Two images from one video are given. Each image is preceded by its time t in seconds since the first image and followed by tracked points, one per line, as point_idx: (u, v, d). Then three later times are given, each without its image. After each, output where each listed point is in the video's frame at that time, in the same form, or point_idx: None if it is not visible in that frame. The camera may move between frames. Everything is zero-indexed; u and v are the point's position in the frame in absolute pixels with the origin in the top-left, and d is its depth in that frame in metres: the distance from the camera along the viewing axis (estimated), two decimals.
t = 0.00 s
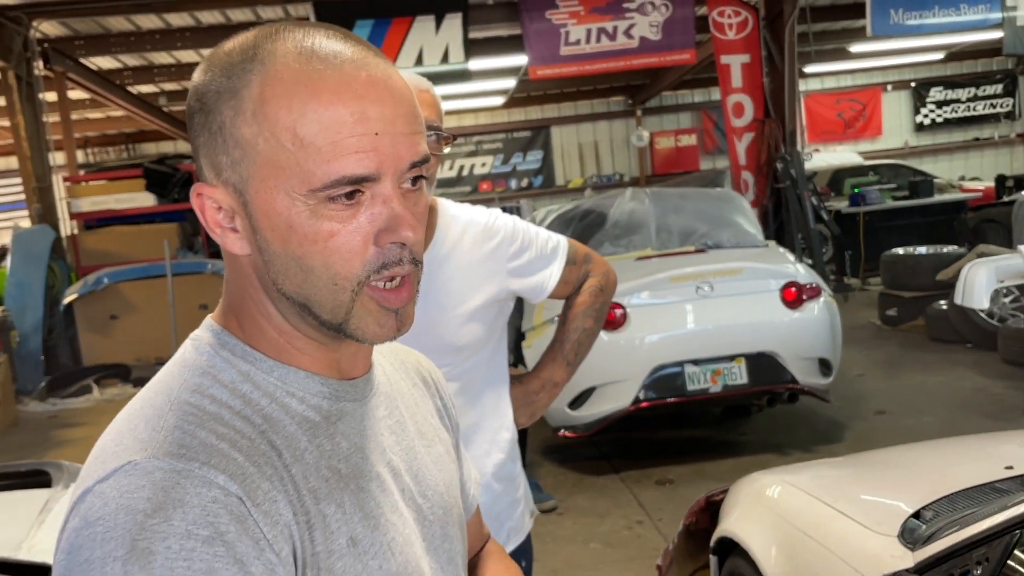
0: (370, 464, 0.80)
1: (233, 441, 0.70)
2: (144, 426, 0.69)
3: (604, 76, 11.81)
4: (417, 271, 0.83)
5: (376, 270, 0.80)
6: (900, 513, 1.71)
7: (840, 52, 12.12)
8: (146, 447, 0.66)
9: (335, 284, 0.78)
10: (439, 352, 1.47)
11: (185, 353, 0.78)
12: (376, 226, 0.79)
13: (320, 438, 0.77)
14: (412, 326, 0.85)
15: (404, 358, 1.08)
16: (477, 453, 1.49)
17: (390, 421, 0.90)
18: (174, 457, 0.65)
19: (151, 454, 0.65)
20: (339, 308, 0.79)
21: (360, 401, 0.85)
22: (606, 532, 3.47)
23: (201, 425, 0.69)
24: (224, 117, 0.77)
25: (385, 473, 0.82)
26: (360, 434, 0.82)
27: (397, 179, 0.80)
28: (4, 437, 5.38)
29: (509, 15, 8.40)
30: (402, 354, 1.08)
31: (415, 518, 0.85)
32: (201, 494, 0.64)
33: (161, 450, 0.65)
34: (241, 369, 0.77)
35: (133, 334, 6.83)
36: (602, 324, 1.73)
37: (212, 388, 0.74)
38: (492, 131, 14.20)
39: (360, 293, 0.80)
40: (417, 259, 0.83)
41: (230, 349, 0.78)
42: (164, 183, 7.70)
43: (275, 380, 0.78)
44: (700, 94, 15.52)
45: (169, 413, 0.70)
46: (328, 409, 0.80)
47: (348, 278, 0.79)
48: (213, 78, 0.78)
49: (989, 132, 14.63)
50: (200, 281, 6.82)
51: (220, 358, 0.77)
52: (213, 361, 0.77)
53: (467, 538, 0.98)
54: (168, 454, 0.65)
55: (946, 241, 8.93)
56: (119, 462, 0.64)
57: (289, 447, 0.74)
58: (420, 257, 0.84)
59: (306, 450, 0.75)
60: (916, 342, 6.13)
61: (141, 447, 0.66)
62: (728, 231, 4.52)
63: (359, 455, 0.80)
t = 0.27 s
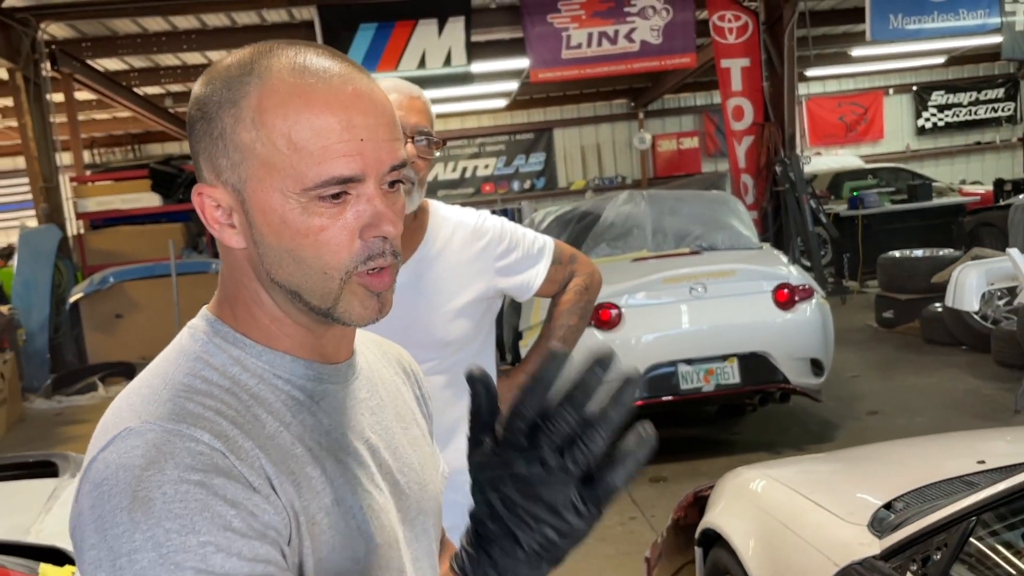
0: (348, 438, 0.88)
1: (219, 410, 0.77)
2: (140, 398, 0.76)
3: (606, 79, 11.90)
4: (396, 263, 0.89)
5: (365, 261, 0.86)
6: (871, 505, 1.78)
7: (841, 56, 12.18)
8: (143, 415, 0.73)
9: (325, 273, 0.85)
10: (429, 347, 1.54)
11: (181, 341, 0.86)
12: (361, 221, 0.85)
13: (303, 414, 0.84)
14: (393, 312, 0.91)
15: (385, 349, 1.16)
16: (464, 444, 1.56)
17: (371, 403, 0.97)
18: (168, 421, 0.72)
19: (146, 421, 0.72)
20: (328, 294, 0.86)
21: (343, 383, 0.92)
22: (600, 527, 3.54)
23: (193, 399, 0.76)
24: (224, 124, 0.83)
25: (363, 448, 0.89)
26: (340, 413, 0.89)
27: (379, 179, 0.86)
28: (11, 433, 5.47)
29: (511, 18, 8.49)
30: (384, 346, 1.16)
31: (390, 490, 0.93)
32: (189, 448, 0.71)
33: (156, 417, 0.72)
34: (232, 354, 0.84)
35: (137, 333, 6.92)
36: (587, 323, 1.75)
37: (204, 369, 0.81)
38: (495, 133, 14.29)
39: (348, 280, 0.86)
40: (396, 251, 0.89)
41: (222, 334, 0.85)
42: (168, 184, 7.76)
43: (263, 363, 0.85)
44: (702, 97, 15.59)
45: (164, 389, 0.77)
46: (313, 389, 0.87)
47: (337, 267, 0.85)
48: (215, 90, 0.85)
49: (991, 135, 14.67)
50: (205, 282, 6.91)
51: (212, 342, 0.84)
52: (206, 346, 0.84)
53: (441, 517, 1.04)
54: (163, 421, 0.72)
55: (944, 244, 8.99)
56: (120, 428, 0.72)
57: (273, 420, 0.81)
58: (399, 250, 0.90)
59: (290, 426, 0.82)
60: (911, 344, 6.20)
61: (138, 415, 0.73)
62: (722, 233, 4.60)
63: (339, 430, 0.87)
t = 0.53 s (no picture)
0: (352, 443, 0.91)
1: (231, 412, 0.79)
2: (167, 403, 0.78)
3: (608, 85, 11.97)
4: (382, 271, 0.92)
5: (347, 266, 0.89)
6: (862, 511, 1.82)
7: (843, 62, 12.22)
8: (159, 419, 0.75)
9: (311, 279, 0.87)
10: (429, 354, 1.58)
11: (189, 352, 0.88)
12: (345, 230, 0.88)
13: (311, 420, 0.88)
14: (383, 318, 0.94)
15: (381, 362, 1.20)
16: (463, 450, 1.60)
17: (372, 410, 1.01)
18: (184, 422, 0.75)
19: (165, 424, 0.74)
20: (317, 299, 0.88)
21: (347, 391, 0.96)
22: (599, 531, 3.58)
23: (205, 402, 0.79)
24: (217, 143, 0.87)
25: (365, 452, 0.92)
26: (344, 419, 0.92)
27: (361, 189, 0.89)
28: (17, 434, 5.52)
29: (514, 24, 8.55)
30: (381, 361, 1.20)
31: (393, 494, 0.96)
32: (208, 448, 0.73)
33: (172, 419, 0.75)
34: (242, 361, 0.86)
35: (141, 336, 7.00)
36: (583, 330, 1.85)
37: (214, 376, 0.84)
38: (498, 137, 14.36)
39: (333, 287, 0.88)
40: (382, 258, 0.92)
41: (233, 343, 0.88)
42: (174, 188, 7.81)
43: (272, 370, 0.88)
44: (705, 102, 15.64)
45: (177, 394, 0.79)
46: (318, 397, 0.91)
47: (321, 274, 0.88)
48: (210, 114, 0.88)
49: (992, 141, 14.69)
50: (208, 284, 7.05)
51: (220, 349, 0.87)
52: (213, 351, 0.86)
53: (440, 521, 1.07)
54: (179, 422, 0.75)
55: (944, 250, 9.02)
56: (137, 433, 0.74)
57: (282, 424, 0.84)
58: (384, 257, 0.93)
59: (298, 429, 0.85)
60: (910, 350, 6.22)
61: (158, 419, 0.75)
62: (722, 240, 4.65)
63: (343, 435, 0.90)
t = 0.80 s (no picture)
0: (378, 462, 0.91)
1: (265, 436, 0.80)
2: (192, 420, 0.79)
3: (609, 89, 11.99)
4: (418, 289, 0.94)
5: (384, 287, 0.90)
6: (871, 519, 1.82)
7: (844, 67, 12.23)
8: (193, 441, 0.76)
9: (348, 298, 0.89)
10: (439, 361, 1.59)
11: (221, 361, 0.89)
12: (383, 250, 0.90)
13: (339, 438, 0.88)
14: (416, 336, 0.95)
15: (404, 368, 1.20)
16: (471, 457, 1.60)
17: (396, 424, 1.01)
18: (219, 450, 0.75)
19: (198, 448, 0.75)
20: (351, 317, 0.89)
21: (371, 405, 0.96)
22: (602, 536, 3.58)
23: (240, 424, 0.79)
24: (259, 155, 0.88)
25: (391, 472, 0.93)
26: (370, 435, 0.93)
27: (404, 211, 0.91)
28: (19, 437, 5.51)
29: (517, 28, 8.56)
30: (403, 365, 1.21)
31: (419, 510, 0.97)
32: (243, 480, 0.74)
33: (206, 445, 0.75)
34: (271, 378, 0.87)
35: (143, 338, 7.03)
36: (592, 337, 1.85)
37: (246, 392, 0.84)
38: (500, 141, 14.37)
39: (368, 306, 0.90)
40: (418, 278, 0.94)
41: (262, 357, 0.88)
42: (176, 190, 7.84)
43: (301, 386, 0.88)
44: (706, 106, 15.65)
45: (211, 413, 0.80)
46: (345, 411, 0.91)
47: (357, 293, 0.89)
48: (253, 125, 0.90)
49: (993, 147, 14.69)
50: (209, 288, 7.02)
51: (253, 362, 0.87)
52: (246, 365, 0.87)
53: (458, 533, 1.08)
54: (212, 449, 0.75)
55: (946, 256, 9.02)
56: (169, 454, 0.74)
57: (312, 446, 0.84)
58: (421, 276, 0.94)
59: (327, 450, 0.85)
60: (912, 355, 6.22)
61: (188, 442, 0.76)
62: (725, 245, 4.66)
63: (370, 455, 0.91)
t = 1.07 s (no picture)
0: (401, 480, 0.88)
1: (284, 453, 0.78)
2: (209, 433, 0.77)
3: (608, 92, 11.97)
4: (439, 302, 0.92)
5: (403, 299, 0.88)
6: (886, 529, 1.79)
7: (842, 71, 12.23)
8: (209, 458, 0.74)
9: (366, 310, 0.87)
10: (448, 369, 1.56)
11: (242, 372, 0.87)
12: (402, 260, 0.88)
13: (360, 455, 0.85)
14: (438, 349, 0.93)
15: (430, 379, 1.18)
16: (483, 467, 1.57)
17: (420, 439, 0.98)
18: (236, 468, 0.73)
19: (214, 465, 0.73)
20: (369, 330, 0.87)
21: (395, 421, 0.93)
22: (605, 543, 3.55)
23: (258, 441, 0.77)
24: (277, 160, 0.87)
25: (413, 490, 0.90)
26: (394, 451, 0.90)
27: (424, 219, 0.90)
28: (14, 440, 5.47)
29: (516, 31, 8.55)
30: (427, 376, 1.18)
31: (440, 529, 0.94)
32: (258, 502, 0.72)
33: (223, 462, 0.73)
34: (292, 391, 0.84)
35: (141, 342, 6.94)
36: (602, 343, 1.83)
37: (266, 406, 0.82)
38: (498, 144, 14.34)
39: (386, 318, 0.88)
40: (440, 290, 0.92)
41: (282, 369, 0.86)
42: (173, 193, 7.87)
43: (322, 401, 0.86)
44: (704, 110, 15.65)
45: (229, 428, 0.78)
46: (367, 427, 0.88)
47: (376, 304, 0.87)
48: (272, 127, 0.89)
49: (990, 151, 14.71)
50: (207, 289, 7.02)
51: (273, 375, 0.85)
52: (267, 379, 0.85)
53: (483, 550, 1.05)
54: (229, 467, 0.73)
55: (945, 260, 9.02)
56: (185, 472, 0.72)
57: (333, 464, 0.81)
58: (442, 289, 0.92)
59: (347, 468, 0.82)
60: (913, 360, 6.21)
61: (204, 458, 0.74)
62: (727, 249, 4.63)
63: (392, 472, 0.88)
